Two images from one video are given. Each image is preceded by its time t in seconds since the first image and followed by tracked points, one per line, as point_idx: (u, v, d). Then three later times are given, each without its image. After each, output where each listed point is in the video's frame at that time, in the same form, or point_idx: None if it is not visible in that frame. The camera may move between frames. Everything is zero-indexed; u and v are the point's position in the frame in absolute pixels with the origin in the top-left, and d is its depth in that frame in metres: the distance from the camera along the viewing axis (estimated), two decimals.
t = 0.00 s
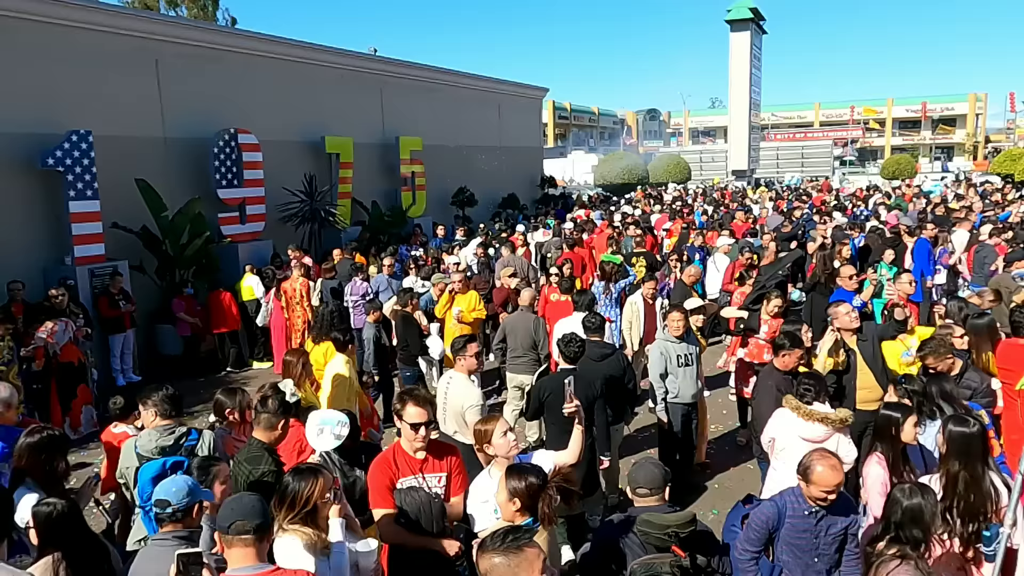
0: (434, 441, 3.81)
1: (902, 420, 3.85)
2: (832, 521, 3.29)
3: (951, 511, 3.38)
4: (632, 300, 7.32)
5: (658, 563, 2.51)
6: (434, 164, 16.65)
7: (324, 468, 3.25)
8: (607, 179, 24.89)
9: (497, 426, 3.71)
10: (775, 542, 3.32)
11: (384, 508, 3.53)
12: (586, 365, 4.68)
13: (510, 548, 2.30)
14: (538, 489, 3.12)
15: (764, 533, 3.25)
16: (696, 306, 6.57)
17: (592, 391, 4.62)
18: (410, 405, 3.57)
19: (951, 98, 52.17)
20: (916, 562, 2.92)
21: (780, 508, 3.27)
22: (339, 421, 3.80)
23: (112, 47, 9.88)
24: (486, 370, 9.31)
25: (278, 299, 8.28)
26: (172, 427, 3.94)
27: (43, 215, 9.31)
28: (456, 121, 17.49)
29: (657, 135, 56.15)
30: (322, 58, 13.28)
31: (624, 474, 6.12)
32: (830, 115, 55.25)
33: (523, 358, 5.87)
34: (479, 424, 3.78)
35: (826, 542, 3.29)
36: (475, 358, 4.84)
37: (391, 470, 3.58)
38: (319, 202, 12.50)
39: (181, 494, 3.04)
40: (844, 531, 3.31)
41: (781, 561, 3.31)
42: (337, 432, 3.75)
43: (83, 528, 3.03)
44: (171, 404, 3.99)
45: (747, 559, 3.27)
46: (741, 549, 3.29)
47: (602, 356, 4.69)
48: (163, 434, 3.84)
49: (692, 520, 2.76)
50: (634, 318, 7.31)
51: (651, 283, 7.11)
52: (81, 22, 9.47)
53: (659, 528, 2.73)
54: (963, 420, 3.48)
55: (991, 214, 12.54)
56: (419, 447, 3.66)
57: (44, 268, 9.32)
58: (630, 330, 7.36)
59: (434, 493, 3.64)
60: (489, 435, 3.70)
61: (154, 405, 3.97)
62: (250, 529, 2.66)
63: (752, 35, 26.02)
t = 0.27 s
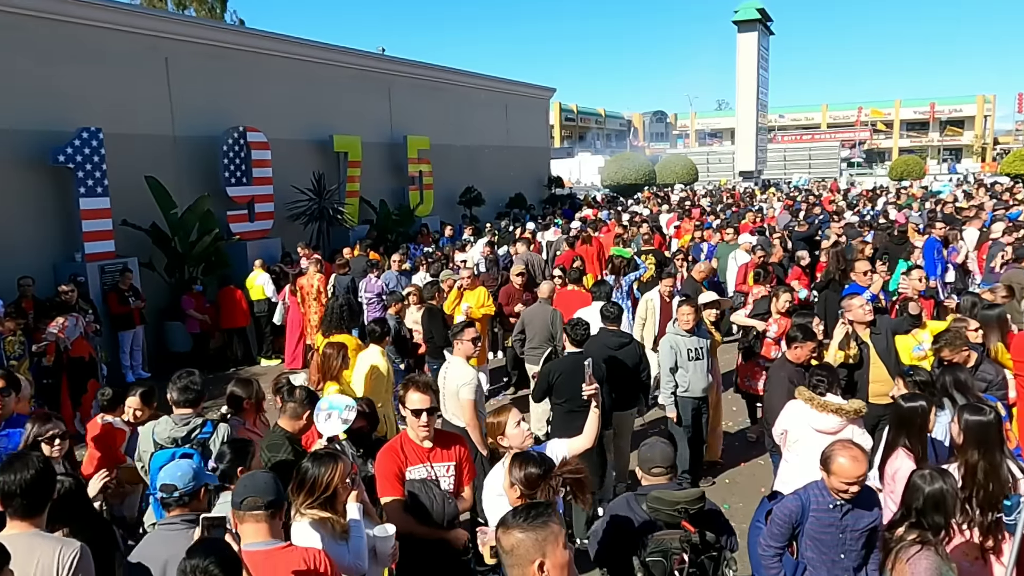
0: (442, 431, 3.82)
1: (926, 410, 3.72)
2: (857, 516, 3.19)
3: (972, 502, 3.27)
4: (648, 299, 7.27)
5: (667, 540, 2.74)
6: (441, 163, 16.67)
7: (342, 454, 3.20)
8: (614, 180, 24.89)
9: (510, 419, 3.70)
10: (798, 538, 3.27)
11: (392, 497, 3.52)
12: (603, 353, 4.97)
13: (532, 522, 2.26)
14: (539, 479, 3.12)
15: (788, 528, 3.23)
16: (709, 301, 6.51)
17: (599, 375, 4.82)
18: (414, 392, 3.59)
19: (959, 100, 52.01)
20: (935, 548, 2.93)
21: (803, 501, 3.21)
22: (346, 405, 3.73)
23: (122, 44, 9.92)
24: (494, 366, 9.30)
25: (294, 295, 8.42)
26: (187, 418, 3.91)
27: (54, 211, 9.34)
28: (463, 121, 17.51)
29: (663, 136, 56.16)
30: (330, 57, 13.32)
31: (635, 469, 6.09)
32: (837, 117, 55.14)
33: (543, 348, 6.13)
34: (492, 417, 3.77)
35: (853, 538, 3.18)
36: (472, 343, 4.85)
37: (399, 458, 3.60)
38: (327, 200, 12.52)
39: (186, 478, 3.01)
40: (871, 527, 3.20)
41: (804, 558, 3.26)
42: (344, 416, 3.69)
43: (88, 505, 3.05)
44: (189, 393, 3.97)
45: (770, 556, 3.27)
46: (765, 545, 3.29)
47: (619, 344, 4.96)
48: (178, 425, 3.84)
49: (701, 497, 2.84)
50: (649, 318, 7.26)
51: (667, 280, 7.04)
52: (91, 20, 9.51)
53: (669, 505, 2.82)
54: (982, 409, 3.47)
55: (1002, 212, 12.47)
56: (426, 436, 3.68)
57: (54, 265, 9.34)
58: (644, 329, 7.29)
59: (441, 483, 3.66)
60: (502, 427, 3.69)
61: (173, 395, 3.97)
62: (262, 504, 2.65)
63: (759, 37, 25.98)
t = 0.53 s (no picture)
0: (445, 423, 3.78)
1: (942, 397, 3.67)
2: (878, 510, 3.17)
3: (986, 492, 3.23)
4: (656, 299, 7.29)
5: (672, 518, 2.94)
6: (444, 162, 16.66)
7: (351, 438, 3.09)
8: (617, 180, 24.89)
9: (522, 408, 3.68)
10: (817, 534, 3.19)
11: (398, 486, 3.45)
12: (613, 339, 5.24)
13: (548, 499, 2.26)
14: (535, 471, 3.06)
15: (807, 525, 3.12)
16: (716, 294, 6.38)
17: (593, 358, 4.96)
18: (417, 380, 3.57)
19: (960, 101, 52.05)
20: (948, 533, 2.85)
21: (824, 496, 3.14)
22: (348, 398, 3.73)
23: (126, 41, 9.92)
24: (499, 363, 9.29)
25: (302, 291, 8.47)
26: (192, 406, 3.88)
27: (58, 207, 9.33)
28: (467, 120, 17.50)
29: (665, 138, 56.22)
30: (334, 55, 13.31)
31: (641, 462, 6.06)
32: (839, 118, 55.18)
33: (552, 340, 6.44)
34: (502, 407, 3.74)
35: (874, 532, 3.17)
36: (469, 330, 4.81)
37: (404, 448, 3.55)
38: (331, 198, 12.51)
39: (190, 462, 2.99)
40: (891, 521, 3.19)
41: (824, 554, 3.20)
42: (345, 409, 3.67)
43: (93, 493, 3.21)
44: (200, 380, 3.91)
45: (788, 553, 3.14)
46: (781, 542, 3.16)
47: (629, 331, 5.23)
48: (181, 412, 3.82)
49: (704, 476, 3.04)
50: (658, 318, 7.25)
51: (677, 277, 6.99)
52: (95, 16, 9.51)
53: (673, 483, 3.00)
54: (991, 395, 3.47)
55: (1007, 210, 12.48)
56: (430, 425, 3.63)
57: (58, 261, 9.33)
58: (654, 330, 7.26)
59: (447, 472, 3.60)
60: (514, 417, 3.67)
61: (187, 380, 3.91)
62: (245, 491, 2.63)
63: (762, 36, 25.97)
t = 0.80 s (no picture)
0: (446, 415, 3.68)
1: (953, 388, 3.66)
2: (889, 520, 3.09)
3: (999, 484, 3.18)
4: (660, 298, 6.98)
5: (676, 498, 2.91)
6: (446, 160, 16.63)
7: (358, 426, 2.91)
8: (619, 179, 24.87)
9: (534, 400, 3.60)
10: (827, 548, 3.06)
11: (405, 477, 3.34)
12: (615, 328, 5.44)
13: (568, 482, 2.25)
14: (530, 463, 3.01)
15: (820, 539, 2.99)
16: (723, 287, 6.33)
17: (592, 344, 5.23)
18: (421, 367, 3.44)
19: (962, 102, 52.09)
20: (966, 525, 2.66)
21: (838, 509, 3.00)
22: (341, 389, 3.93)
23: (129, 36, 9.88)
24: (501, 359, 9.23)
25: (308, 287, 8.44)
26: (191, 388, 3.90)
27: (59, 202, 9.29)
28: (468, 118, 17.47)
29: (667, 138, 56.28)
30: (335, 52, 13.27)
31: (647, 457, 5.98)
32: (841, 118, 55.22)
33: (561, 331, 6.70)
34: (514, 397, 3.66)
35: (887, 542, 3.07)
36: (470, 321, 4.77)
37: (408, 437, 3.42)
38: (332, 194, 12.46)
39: (191, 449, 2.98)
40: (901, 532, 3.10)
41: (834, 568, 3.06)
42: (340, 401, 3.88)
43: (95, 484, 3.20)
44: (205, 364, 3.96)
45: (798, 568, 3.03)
46: (791, 556, 3.05)
47: (631, 320, 5.47)
48: (178, 393, 3.84)
49: (707, 457, 3.09)
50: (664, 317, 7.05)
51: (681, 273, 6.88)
52: (97, 11, 9.47)
53: (676, 463, 3.06)
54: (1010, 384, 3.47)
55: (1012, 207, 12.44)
56: (433, 416, 3.51)
57: (59, 257, 9.29)
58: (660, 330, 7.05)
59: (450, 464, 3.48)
60: (525, 408, 3.60)
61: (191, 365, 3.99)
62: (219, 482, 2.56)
63: (764, 35, 25.96)
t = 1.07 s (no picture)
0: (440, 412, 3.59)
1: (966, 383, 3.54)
2: (885, 530, 2.85)
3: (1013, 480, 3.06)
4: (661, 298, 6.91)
5: (670, 485, 2.91)
6: (443, 157, 16.57)
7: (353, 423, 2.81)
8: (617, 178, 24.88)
9: (533, 398, 3.52)
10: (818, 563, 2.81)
11: (402, 476, 3.25)
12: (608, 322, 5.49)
13: (578, 476, 2.18)
14: (519, 456, 2.83)
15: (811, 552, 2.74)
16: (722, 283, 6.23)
17: (590, 335, 5.31)
18: (415, 366, 3.35)
19: (958, 101, 52.22)
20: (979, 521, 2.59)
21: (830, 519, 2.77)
22: (322, 386, 3.54)
23: (124, 31, 9.80)
24: (500, 356, 9.17)
25: (308, 283, 8.45)
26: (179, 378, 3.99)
27: (53, 199, 9.21)
28: (466, 115, 17.41)
29: (664, 137, 56.37)
30: (332, 48, 13.20)
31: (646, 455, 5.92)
32: (838, 117, 55.32)
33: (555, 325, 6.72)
34: (513, 393, 3.57)
35: (881, 554, 2.84)
36: (464, 319, 4.68)
37: (403, 434, 3.34)
38: (329, 192, 12.40)
39: (187, 440, 3.04)
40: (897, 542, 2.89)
41: None
42: (321, 399, 3.48)
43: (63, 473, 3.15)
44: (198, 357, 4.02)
45: None
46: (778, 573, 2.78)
47: (621, 314, 5.47)
48: (167, 384, 3.95)
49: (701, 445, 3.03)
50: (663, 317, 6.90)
51: (680, 271, 6.75)
52: (92, 6, 9.39)
53: (670, 451, 3.00)
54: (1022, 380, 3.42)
55: (1012, 204, 12.44)
56: (428, 414, 3.43)
57: (53, 254, 9.20)
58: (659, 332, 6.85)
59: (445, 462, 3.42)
60: (523, 405, 3.52)
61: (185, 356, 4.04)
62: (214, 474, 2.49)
63: (762, 34, 25.96)
